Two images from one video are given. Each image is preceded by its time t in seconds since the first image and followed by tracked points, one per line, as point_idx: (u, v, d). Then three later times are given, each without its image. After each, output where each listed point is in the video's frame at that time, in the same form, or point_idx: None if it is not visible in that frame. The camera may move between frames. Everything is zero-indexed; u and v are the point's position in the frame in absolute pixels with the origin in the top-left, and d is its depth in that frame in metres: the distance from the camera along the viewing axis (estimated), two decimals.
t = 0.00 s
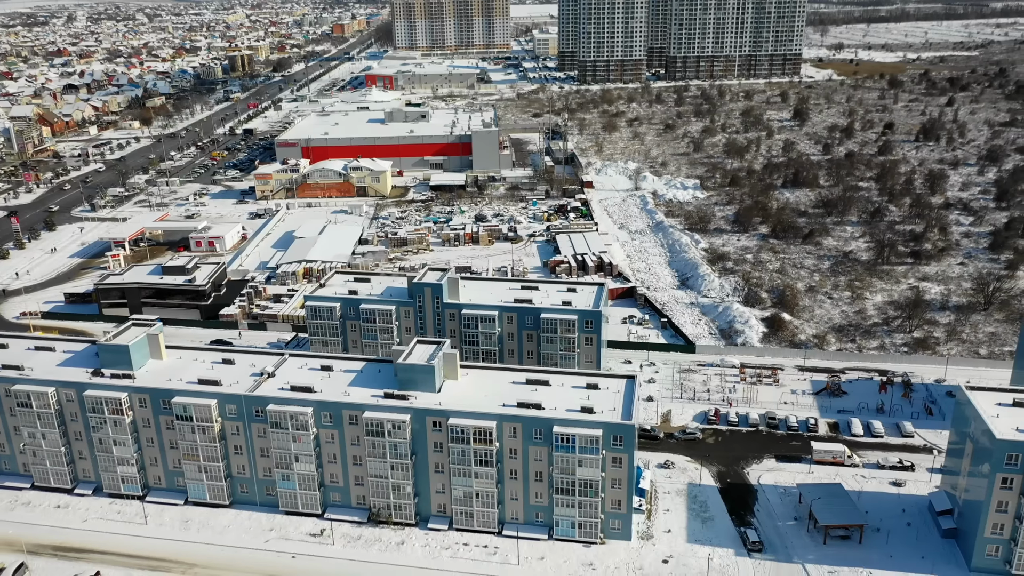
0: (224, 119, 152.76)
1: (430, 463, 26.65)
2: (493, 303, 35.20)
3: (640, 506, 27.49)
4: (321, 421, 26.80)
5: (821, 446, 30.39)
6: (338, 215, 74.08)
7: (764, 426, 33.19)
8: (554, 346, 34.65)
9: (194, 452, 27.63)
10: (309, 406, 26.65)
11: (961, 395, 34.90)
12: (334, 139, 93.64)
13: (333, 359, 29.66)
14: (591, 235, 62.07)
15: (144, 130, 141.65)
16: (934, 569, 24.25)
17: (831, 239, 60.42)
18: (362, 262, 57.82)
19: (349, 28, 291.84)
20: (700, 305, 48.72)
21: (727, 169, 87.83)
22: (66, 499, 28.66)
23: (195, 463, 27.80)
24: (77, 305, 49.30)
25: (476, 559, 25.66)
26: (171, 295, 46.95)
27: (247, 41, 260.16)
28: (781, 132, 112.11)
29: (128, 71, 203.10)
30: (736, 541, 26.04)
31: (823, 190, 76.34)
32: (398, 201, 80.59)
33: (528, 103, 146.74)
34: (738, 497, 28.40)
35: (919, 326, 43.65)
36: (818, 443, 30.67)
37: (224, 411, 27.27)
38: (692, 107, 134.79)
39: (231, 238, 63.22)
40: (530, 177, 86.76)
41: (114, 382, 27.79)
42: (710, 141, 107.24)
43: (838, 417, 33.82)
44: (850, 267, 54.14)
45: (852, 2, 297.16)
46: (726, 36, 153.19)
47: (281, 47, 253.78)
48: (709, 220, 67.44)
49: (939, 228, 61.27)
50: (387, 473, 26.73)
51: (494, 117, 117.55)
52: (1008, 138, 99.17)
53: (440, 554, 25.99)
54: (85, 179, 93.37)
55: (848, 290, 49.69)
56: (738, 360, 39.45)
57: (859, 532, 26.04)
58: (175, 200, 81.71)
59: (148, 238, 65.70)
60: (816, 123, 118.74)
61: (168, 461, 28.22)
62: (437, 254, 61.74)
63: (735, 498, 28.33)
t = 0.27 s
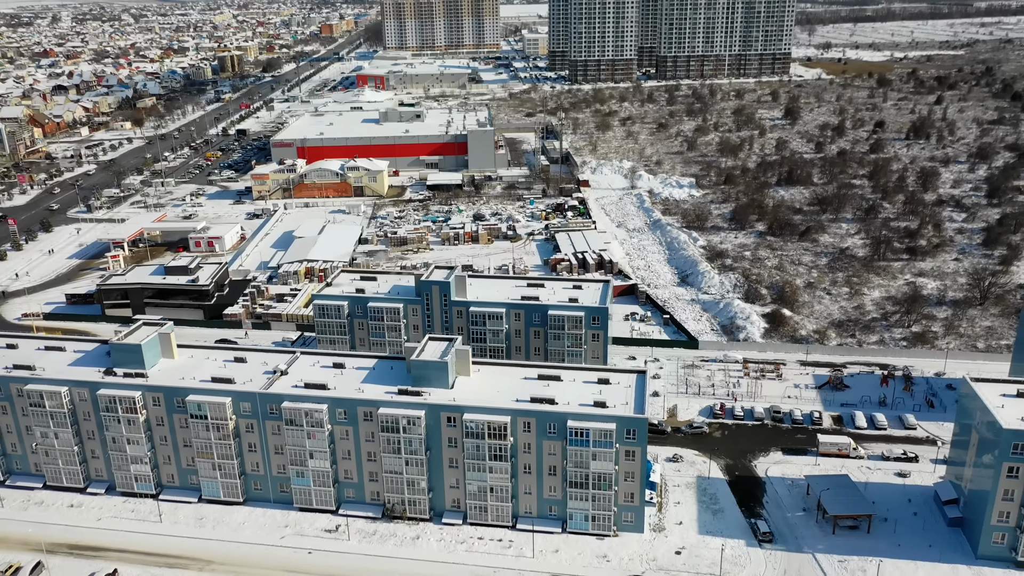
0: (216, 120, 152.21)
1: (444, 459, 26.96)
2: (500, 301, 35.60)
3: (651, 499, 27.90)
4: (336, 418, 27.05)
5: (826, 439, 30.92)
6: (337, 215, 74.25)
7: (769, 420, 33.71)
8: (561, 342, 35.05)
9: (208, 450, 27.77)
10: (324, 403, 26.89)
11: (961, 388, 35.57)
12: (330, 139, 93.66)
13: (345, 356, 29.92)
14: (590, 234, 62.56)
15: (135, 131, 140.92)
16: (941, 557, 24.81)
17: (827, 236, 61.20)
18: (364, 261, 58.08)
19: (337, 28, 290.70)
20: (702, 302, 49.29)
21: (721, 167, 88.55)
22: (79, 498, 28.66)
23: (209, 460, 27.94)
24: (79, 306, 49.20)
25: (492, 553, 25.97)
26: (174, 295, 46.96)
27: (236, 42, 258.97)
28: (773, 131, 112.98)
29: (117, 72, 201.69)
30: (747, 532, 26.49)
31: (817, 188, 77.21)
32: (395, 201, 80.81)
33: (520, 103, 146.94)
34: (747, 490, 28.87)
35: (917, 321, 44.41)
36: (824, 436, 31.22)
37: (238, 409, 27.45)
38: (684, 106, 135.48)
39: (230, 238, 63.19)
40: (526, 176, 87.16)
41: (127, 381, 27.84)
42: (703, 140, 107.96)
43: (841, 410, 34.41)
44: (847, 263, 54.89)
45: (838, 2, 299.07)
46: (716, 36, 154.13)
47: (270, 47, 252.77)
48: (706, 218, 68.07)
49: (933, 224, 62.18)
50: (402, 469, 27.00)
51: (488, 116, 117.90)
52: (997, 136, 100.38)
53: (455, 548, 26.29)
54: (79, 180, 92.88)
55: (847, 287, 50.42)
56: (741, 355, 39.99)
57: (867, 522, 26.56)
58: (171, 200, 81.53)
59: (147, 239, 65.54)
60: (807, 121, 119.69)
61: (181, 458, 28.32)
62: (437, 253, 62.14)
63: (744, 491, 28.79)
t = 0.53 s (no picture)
0: (190, 121, 150.36)
1: (444, 454, 27.25)
2: (492, 298, 35.92)
3: (647, 490, 28.44)
4: (336, 415, 27.22)
5: (815, 428, 31.71)
6: (319, 215, 74.06)
7: (758, 411, 34.46)
8: (553, 338, 35.48)
9: (206, 449, 27.75)
10: (324, 400, 27.03)
11: (942, 377, 36.62)
12: (309, 140, 93.19)
13: (342, 354, 30.07)
14: (574, 231, 63.12)
15: (108, 132, 138.78)
16: (930, 540, 25.68)
17: (805, 231, 62.38)
18: (349, 260, 58.07)
19: (309, 28, 288.09)
20: (687, 298, 50.05)
21: (699, 165, 89.60)
22: (75, 500, 28.47)
23: (207, 460, 27.92)
24: (63, 308, 48.64)
25: (493, 546, 26.31)
26: (161, 297, 46.67)
27: (207, 42, 255.59)
28: (748, 129, 114.36)
29: (85, 73, 198.02)
30: (742, 520, 27.14)
31: (794, 185, 78.53)
32: (377, 201, 80.74)
33: (496, 102, 146.80)
34: (740, 479, 29.53)
35: (896, 313, 45.57)
36: (812, 425, 32.00)
37: (237, 408, 27.49)
38: (660, 105, 136.41)
39: (213, 239, 62.76)
40: (507, 175, 87.49)
41: (123, 382, 27.71)
42: (680, 138, 109.06)
43: (827, 400, 35.26)
44: (826, 257, 56.04)
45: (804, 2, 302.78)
46: (690, 35, 155.41)
47: (242, 48, 249.87)
48: (687, 215, 68.96)
49: (908, 219, 63.65)
50: (402, 465, 27.24)
51: (467, 116, 117.99)
52: (965, 132, 102.64)
53: (456, 541, 26.59)
54: (54, 183, 91.42)
55: (827, 280, 51.54)
56: (727, 349, 40.72)
57: (857, 508, 27.36)
58: (150, 202, 80.64)
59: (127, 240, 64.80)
60: (781, 119, 121.18)
61: (179, 459, 28.25)
62: (422, 252, 62.34)
63: (737, 480, 29.47)
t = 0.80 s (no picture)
0: (151, 122, 147.67)
1: (434, 449, 27.55)
2: (474, 294, 36.30)
3: (634, 480, 29.09)
4: (326, 413, 27.34)
5: (792, 416, 32.73)
6: (291, 216, 73.59)
7: (736, 400, 35.38)
8: (535, 333, 35.97)
9: (194, 450, 27.63)
10: (313, 398, 27.13)
11: (911, 364, 37.99)
12: (277, 141, 92.35)
13: (329, 352, 30.18)
14: (548, 229, 63.76)
15: (67, 135, 135.71)
16: (906, 520, 26.74)
17: (774, 226, 63.83)
18: (324, 261, 57.90)
19: (269, 28, 284.29)
20: (661, 292, 50.99)
21: (667, 162, 90.92)
22: (59, 505, 28.13)
23: (195, 461, 27.80)
24: (33, 313, 47.72)
25: (484, 538, 26.68)
26: (135, 300, 46.05)
27: (165, 43, 251.03)
28: (713, 126, 116.22)
29: (40, 74, 193.12)
30: (726, 505, 27.94)
31: (760, 180, 80.18)
32: (349, 201, 80.45)
33: (463, 102, 146.84)
34: (722, 466, 30.34)
35: (864, 304, 47.04)
36: (790, 413, 33.01)
37: (225, 408, 27.43)
38: (625, 103, 137.83)
39: (184, 241, 61.99)
40: (478, 174, 87.78)
41: (107, 385, 27.47)
42: (647, 136, 110.40)
43: (802, 388, 36.36)
44: (795, 250, 57.47)
45: (761, 1, 307.77)
46: (653, 34, 157.31)
47: (201, 48, 245.91)
48: (658, 211, 70.04)
49: (872, 212, 65.50)
50: (392, 461, 27.46)
51: (435, 115, 117.96)
52: (922, 128, 105.65)
53: (448, 535, 26.91)
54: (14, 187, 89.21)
55: (796, 273, 52.91)
56: (704, 340, 41.64)
57: (836, 491, 28.35)
58: (116, 205, 79.24)
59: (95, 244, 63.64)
60: (744, 116, 123.34)
61: (165, 460, 28.09)
62: (396, 251, 62.44)
63: (719, 467, 30.28)
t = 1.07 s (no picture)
0: (108, 124, 144.47)
1: (421, 444, 27.88)
2: (453, 291, 36.67)
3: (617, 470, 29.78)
4: (314, 412, 27.46)
5: (767, 404, 33.79)
6: (260, 217, 72.97)
7: (712, 390, 36.36)
8: (515, 329, 36.44)
9: (179, 452, 27.52)
10: (301, 397, 27.21)
11: (878, 352, 39.43)
12: (242, 143, 91.29)
13: (313, 351, 30.27)
14: (519, 227, 64.32)
15: (20, 139, 132.12)
16: (880, 501, 27.91)
17: (740, 221, 65.31)
18: (296, 262, 57.63)
19: (225, 28, 279.82)
20: (634, 287, 51.94)
21: (633, 160, 92.15)
22: (40, 511, 27.76)
23: (179, 463, 27.66)
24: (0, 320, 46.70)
25: (473, 530, 27.09)
26: (107, 303, 45.39)
27: (118, 44, 245.57)
28: (675, 124, 117.93)
29: None
30: (707, 492, 28.78)
31: (724, 177, 81.80)
32: (317, 202, 79.99)
33: (426, 102, 146.60)
34: (702, 455, 31.24)
35: (829, 295, 48.54)
36: (765, 401, 34.07)
37: (211, 409, 27.37)
38: (588, 102, 139.01)
39: (152, 244, 61.08)
40: (446, 173, 87.95)
41: (88, 388, 27.18)
42: (612, 134, 111.64)
43: (775, 377, 37.52)
44: (761, 244, 58.94)
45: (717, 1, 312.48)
46: (613, 34, 158.95)
47: (156, 49, 241.08)
48: (627, 207, 71.08)
49: (833, 206, 67.38)
50: (379, 457, 27.71)
51: (401, 115, 117.72)
52: (877, 124, 108.64)
53: (437, 529, 27.23)
54: None
55: (763, 266, 54.28)
56: (677, 333, 42.60)
57: (812, 475, 29.41)
58: (78, 209, 77.60)
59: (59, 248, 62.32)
60: (705, 115, 125.40)
61: (149, 463, 27.91)
62: (369, 251, 62.42)
63: (699, 456, 31.15)
